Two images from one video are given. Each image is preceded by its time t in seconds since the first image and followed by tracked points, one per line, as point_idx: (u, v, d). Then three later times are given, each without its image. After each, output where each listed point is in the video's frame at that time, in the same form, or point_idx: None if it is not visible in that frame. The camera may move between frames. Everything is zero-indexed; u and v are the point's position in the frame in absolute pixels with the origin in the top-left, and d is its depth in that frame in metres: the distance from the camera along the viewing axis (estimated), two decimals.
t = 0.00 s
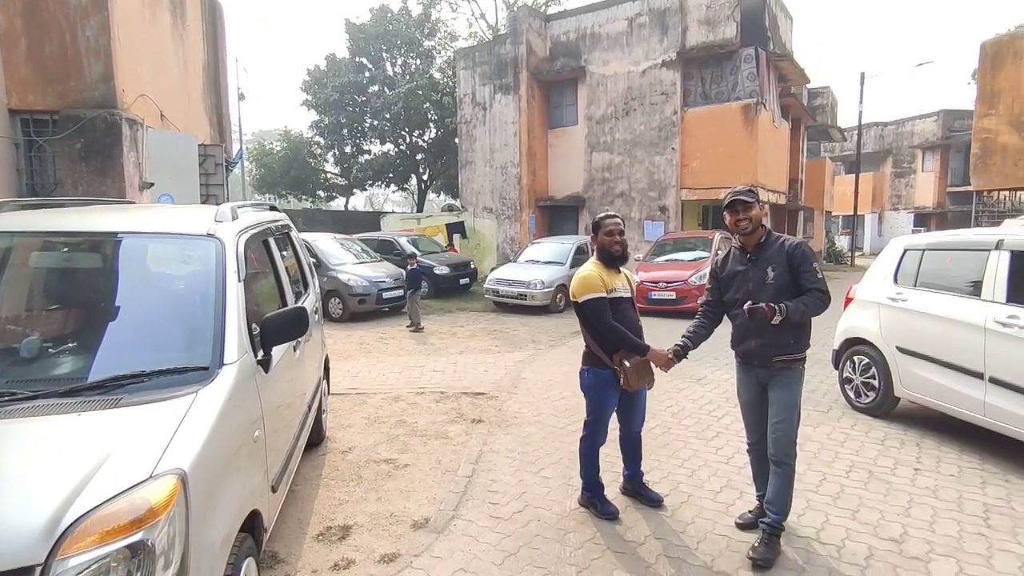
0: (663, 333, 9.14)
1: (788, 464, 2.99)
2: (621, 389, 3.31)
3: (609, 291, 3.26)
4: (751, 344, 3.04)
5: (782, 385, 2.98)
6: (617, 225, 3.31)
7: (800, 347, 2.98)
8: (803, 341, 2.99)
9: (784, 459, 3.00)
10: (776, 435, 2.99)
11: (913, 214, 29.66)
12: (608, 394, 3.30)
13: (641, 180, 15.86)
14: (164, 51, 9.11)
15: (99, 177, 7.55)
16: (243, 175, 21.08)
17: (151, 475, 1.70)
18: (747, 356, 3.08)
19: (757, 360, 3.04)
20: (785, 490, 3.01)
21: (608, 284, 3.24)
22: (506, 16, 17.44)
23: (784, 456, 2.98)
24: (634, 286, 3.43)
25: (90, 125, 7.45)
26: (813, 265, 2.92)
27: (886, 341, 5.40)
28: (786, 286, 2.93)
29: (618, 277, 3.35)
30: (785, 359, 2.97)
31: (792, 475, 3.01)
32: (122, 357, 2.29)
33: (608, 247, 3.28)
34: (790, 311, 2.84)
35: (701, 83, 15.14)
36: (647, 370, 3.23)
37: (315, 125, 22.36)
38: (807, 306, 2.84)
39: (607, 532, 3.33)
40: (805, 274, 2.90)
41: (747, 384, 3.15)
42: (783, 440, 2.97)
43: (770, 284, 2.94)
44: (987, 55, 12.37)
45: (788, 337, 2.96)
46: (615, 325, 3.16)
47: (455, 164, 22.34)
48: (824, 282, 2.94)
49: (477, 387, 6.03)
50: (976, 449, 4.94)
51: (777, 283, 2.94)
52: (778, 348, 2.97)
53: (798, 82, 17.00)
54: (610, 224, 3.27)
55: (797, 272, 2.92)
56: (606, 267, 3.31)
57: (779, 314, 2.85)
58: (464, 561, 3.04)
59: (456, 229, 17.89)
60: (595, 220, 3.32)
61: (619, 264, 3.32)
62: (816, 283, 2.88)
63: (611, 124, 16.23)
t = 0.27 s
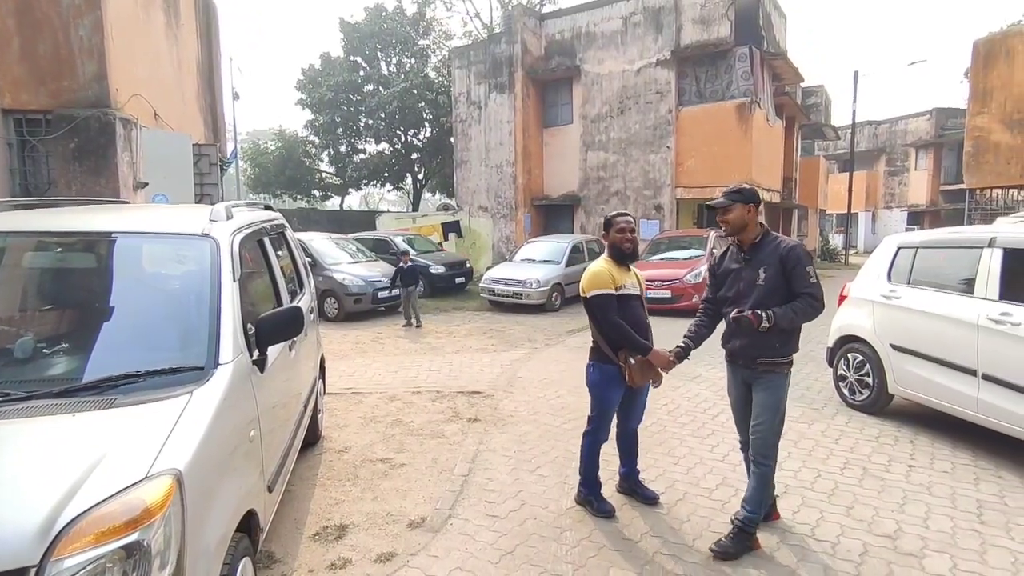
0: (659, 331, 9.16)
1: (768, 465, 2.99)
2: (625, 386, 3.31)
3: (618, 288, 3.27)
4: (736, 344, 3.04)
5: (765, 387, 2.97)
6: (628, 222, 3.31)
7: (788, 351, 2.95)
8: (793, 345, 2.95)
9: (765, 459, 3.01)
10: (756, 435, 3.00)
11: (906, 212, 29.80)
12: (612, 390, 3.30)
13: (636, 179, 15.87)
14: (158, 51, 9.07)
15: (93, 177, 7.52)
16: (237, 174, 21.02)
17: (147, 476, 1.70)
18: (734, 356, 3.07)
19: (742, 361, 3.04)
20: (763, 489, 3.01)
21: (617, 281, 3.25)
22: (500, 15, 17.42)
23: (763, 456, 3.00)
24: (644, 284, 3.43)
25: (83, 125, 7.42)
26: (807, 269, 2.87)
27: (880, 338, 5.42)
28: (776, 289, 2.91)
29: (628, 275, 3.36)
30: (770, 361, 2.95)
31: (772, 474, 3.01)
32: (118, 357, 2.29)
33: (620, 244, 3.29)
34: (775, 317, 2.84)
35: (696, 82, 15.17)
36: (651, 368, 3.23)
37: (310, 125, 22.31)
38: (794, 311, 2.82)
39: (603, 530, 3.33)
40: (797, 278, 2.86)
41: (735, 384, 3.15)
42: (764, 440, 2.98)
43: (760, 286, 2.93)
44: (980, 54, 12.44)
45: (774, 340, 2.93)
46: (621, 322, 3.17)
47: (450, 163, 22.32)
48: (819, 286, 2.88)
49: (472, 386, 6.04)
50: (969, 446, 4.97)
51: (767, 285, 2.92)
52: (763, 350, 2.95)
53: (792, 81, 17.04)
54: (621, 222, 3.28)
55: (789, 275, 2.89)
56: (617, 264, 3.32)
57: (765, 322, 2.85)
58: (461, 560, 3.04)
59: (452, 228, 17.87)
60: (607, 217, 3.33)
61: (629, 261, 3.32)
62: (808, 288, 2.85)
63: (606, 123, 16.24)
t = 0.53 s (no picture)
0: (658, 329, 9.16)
1: (763, 465, 2.99)
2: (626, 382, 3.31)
3: (624, 285, 3.27)
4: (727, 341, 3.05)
5: (753, 387, 2.97)
6: (639, 220, 3.31)
7: (778, 352, 2.92)
8: (783, 346, 2.93)
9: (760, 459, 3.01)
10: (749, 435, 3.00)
11: (905, 209, 29.84)
12: (612, 385, 3.30)
13: (635, 177, 15.86)
14: (155, 49, 9.05)
15: (92, 177, 7.52)
16: (235, 173, 21.00)
17: (147, 475, 1.70)
18: (727, 352, 3.09)
19: (734, 358, 3.05)
20: (758, 490, 3.01)
21: (622, 278, 3.26)
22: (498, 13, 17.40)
23: (757, 456, 2.99)
24: (654, 283, 3.42)
25: (81, 124, 7.40)
26: (800, 272, 2.82)
27: (879, 335, 5.43)
28: (767, 289, 2.90)
29: (636, 272, 3.35)
30: (757, 361, 2.94)
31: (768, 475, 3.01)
32: (118, 357, 2.29)
33: (629, 242, 3.29)
34: (759, 318, 2.85)
35: (694, 80, 15.17)
36: (650, 364, 3.22)
37: (308, 123, 22.29)
38: (779, 313, 2.81)
39: (603, 527, 3.34)
40: (789, 280, 2.82)
41: (731, 383, 3.15)
42: (758, 440, 2.97)
43: (752, 285, 2.93)
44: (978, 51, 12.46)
45: (763, 340, 2.92)
46: (622, 318, 3.17)
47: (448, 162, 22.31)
48: (812, 291, 2.83)
49: (472, 384, 6.04)
50: (968, 442, 4.98)
51: (759, 284, 2.91)
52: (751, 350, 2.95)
53: (790, 79, 17.05)
54: (631, 219, 3.28)
55: (781, 276, 2.86)
56: (624, 262, 3.33)
57: (750, 319, 2.87)
58: (461, 558, 3.04)
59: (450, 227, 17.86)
60: (618, 214, 3.34)
61: (638, 259, 3.32)
62: (798, 291, 2.81)
63: (604, 121, 16.23)
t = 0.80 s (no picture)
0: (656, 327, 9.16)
1: (762, 464, 2.99)
2: (623, 377, 3.30)
3: (624, 281, 3.27)
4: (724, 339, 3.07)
5: (749, 386, 2.98)
6: (643, 218, 3.30)
7: (771, 356, 2.91)
8: (778, 351, 2.91)
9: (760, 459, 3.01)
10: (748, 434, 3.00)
11: (902, 206, 29.88)
12: (610, 379, 3.30)
13: (633, 174, 15.86)
14: (152, 47, 9.02)
15: (89, 175, 7.50)
16: (233, 172, 20.96)
17: (146, 475, 1.69)
18: (726, 350, 3.11)
19: (732, 356, 3.07)
20: (758, 489, 3.01)
21: (621, 273, 3.26)
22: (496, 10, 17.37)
23: (757, 455, 2.99)
24: (659, 280, 3.40)
25: (78, 122, 7.37)
26: (796, 279, 2.78)
27: (877, 332, 5.43)
28: (764, 291, 2.89)
29: (639, 269, 3.34)
30: (751, 361, 2.95)
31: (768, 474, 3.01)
32: (116, 356, 2.28)
33: (631, 239, 3.28)
34: (747, 322, 2.85)
35: (693, 77, 15.15)
36: (646, 360, 3.20)
37: (305, 121, 22.25)
38: (767, 320, 2.80)
39: (602, 525, 3.34)
40: (783, 286, 2.79)
41: (730, 380, 3.16)
42: (757, 439, 2.97)
43: (751, 286, 2.93)
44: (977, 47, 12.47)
45: (756, 342, 2.91)
46: (619, 314, 3.19)
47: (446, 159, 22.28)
48: (806, 300, 2.78)
49: (470, 382, 6.04)
50: (966, 439, 4.99)
51: (757, 286, 2.90)
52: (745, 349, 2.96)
53: (789, 76, 17.05)
54: (633, 217, 3.28)
55: (777, 281, 2.84)
56: (627, 258, 3.33)
57: (738, 324, 2.88)
58: (461, 556, 3.04)
59: (449, 225, 17.85)
60: (623, 211, 3.34)
61: (640, 255, 3.31)
62: (790, 299, 2.78)
63: (603, 119, 16.22)
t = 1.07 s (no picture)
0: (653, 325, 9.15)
1: (764, 463, 2.99)
2: (619, 376, 3.28)
3: (620, 279, 3.26)
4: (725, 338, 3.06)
5: (751, 386, 2.97)
6: (640, 215, 3.27)
7: (775, 356, 2.91)
8: (780, 352, 2.90)
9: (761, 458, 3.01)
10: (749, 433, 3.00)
11: (898, 204, 29.94)
12: (605, 378, 3.30)
13: (630, 172, 15.86)
14: (146, 45, 8.98)
15: (83, 173, 7.46)
16: (228, 170, 20.89)
17: (141, 475, 1.67)
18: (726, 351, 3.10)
19: (733, 357, 3.06)
20: (759, 488, 3.00)
21: (618, 271, 3.24)
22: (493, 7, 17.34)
23: (758, 454, 2.99)
24: (658, 278, 3.37)
25: (71, 120, 7.33)
26: (803, 280, 2.76)
27: (875, 330, 5.43)
28: (768, 292, 2.87)
29: (637, 267, 3.32)
30: (753, 361, 2.93)
31: (769, 472, 3.01)
32: (109, 355, 2.26)
33: (628, 236, 3.26)
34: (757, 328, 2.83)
35: (690, 75, 15.15)
36: (641, 358, 3.18)
37: (301, 119, 22.18)
38: (776, 324, 2.78)
39: (600, 523, 3.33)
40: (790, 288, 2.78)
41: (729, 380, 3.16)
42: (758, 438, 2.97)
43: (753, 287, 2.91)
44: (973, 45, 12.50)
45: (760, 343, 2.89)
46: (614, 312, 3.18)
47: (443, 157, 22.25)
48: (813, 302, 2.76)
49: (468, 381, 6.02)
50: (963, 436, 4.99)
51: (760, 287, 2.89)
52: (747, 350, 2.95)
53: (785, 74, 17.05)
54: (632, 214, 3.25)
55: (782, 282, 2.82)
56: (624, 256, 3.31)
57: (747, 331, 2.87)
58: (459, 556, 3.03)
59: (446, 223, 17.83)
60: (621, 209, 3.33)
61: (639, 252, 3.28)
62: (797, 301, 2.76)
63: (600, 117, 16.20)
